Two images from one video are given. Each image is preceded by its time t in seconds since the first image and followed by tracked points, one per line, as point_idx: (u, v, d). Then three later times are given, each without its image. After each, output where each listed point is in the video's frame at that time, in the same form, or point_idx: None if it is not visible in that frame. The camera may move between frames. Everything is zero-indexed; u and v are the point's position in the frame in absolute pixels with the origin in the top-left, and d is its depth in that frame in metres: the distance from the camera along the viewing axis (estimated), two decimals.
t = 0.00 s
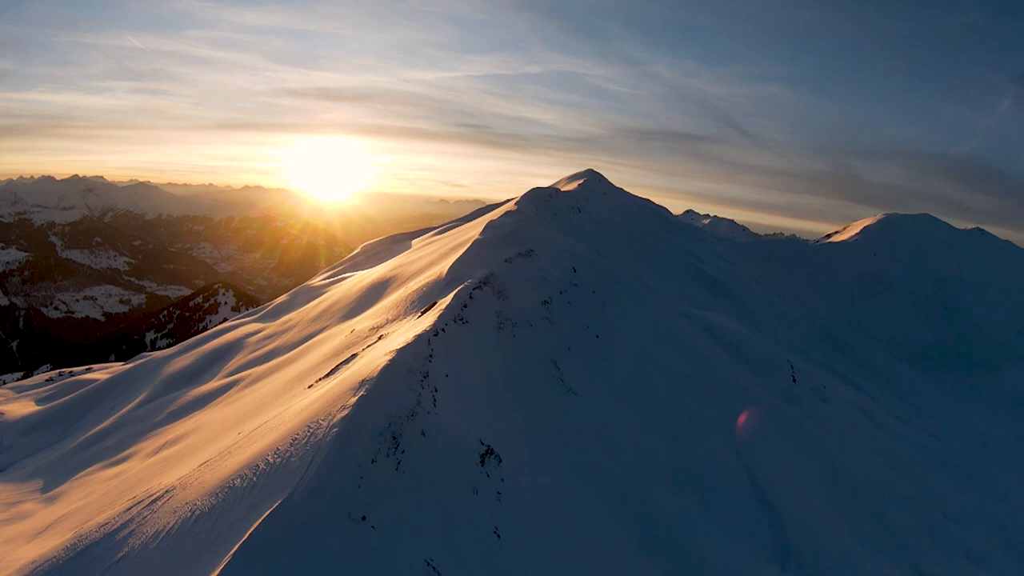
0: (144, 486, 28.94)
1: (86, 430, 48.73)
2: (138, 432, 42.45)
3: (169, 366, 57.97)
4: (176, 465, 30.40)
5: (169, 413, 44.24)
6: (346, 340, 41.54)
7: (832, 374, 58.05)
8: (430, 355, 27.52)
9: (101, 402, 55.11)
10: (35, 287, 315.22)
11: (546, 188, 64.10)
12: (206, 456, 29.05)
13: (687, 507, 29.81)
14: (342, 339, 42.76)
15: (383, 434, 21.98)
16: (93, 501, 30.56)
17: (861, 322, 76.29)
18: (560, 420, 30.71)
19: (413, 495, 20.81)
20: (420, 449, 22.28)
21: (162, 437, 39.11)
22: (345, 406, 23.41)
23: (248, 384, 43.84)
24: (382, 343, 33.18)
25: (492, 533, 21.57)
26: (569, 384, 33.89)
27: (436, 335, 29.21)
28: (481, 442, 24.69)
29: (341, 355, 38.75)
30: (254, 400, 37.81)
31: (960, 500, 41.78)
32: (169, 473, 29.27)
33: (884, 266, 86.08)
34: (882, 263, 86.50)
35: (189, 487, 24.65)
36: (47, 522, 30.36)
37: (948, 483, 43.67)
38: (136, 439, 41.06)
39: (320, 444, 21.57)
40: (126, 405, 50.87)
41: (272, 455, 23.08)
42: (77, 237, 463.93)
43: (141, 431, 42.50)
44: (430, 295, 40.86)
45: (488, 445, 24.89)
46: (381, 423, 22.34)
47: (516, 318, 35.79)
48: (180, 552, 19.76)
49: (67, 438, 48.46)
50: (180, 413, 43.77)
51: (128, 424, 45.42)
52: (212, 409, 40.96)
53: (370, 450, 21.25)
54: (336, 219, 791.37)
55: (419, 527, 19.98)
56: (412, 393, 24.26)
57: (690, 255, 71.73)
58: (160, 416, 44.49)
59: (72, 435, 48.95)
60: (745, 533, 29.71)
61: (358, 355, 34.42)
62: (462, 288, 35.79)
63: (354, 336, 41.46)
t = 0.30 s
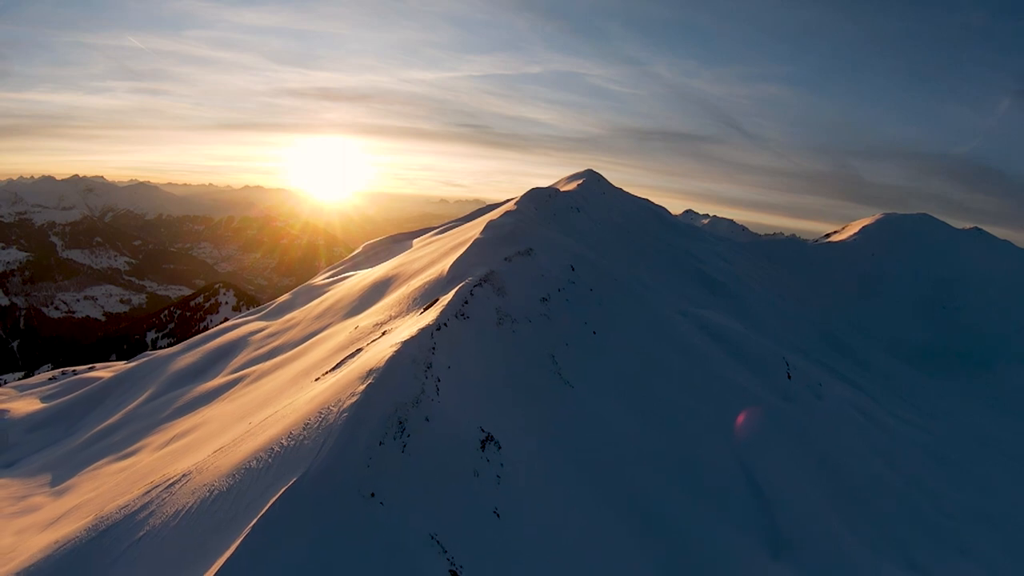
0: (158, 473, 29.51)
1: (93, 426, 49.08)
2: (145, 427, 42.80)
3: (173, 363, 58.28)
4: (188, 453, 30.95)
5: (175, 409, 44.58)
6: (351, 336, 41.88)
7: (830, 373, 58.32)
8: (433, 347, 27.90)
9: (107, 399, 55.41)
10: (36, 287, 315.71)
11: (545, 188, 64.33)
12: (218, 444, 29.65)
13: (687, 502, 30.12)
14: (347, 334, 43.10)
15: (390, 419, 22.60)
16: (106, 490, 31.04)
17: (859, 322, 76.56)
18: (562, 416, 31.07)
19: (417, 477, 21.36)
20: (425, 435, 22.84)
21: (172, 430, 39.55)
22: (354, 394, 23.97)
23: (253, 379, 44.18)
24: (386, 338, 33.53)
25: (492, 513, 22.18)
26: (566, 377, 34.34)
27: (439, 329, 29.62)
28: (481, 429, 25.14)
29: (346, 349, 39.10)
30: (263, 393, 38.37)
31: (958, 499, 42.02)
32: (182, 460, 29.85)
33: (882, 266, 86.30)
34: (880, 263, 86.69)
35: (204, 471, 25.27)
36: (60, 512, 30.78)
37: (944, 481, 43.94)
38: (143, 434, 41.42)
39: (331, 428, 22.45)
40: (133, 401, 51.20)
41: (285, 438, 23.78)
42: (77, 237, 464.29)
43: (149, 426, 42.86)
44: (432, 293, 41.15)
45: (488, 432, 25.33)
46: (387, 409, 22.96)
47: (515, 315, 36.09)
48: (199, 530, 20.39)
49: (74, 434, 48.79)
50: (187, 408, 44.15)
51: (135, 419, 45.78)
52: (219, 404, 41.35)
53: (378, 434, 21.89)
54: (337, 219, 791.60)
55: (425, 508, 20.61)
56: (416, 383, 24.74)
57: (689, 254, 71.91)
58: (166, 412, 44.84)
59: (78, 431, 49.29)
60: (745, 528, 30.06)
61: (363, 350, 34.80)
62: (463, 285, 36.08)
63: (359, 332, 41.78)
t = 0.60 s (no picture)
0: (167, 463, 29.73)
1: (98, 423, 49.23)
2: (150, 423, 43.00)
3: (178, 361, 58.46)
4: (197, 445, 31.18)
5: (181, 405, 44.77)
6: (356, 332, 42.06)
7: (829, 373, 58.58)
8: (435, 339, 28.17)
9: (111, 397, 55.57)
10: (36, 287, 315.84)
11: (545, 188, 64.52)
12: (228, 435, 29.88)
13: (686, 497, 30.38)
14: (352, 331, 43.27)
15: (395, 406, 22.95)
16: (117, 481, 31.23)
17: (858, 322, 76.78)
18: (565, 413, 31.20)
19: (421, 463, 21.67)
20: (428, 424, 23.15)
21: (179, 424, 39.79)
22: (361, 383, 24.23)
23: (258, 376, 44.35)
24: (389, 333, 33.71)
25: (492, 496, 22.63)
26: (563, 371, 34.60)
27: (441, 324, 29.85)
28: (481, 418, 25.49)
29: (351, 344, 39.30)
30: (269, 387, 38.57)
31: (955, 496, 42.27)
32: (192, 450, 30.08)
33: (880, 266, 86.48)
34: (879, 264, 86.86)
35: (217, 457, 25.46)
36: (70, 504, 31.02)
37: (941, 479, 44.20)
38: (149, 429, 41.65)
39: (342, 412, 22.60)
40: (139, 398, 51.36)
41: (296, 425, 23.92)
42: (78, 237, 464.47)
43: (155, 421, 43.07)
44: (433, 291, 41.33)
45: (488, 421, 25.69)
46: (392, 398, 23.25)
47: (514, 311, 36.30)
48: (214, 513, 20.56)
49: (79, 431, 48.97)
50: (192, 404, 44.35)
51: (140, 415, 45.98)
52: (226, 399, 41.57)
53: (383, 421, 22.19)
54: (337, 218, 791.46)
55: (429, 489, 20.98)
56: (419, 374, 25.03)
57: (688, 254, 72.10)
58: (171, 408, 45.03)
59: (83, 428, 49.48)
60: (742, 524, 30.33)
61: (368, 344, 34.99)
62: (464, 282, 36.26)
63: (363, 328, 41.94)
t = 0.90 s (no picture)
0: (176, 455, 29.97)
1: (104, 419, 49.45)
2: (156, 418, 43.27)
3: (182, 359, 58.68)
4: (204, 437, 31.40)
5: (187, 400, 45.05)
6: (360, 328, 42.28)
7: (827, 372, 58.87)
8: (437, 333, 28.50)
9: (116, 394, 55.81)
10: (37, 287, 315.97)
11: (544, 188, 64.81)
12: (237, 426, 30.11)
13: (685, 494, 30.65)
14: (356, 327, 43.49)
15: (400, 393, 23.30)
16: (128, 473, 31.48)
17: (857, 321, 77.07)
18: (566, 408, 31.49)
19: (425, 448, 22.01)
20: (431, 411, 23.52)
21: (187, 418, 40.06)
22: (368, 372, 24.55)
23: (263, 372, 44.58)
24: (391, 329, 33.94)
25: (492, 480, 23.02)
26: (560, 364, 34.88)
27: (443, 319, 30.16)
28: (481, 408, 25.87)
29: (356, 339, 39.52)
30: (274, 382, 38.78)
31: (953, 494, 42.55)
32: (199, 442, 30.29)
33: (879, 265, 86.78)
34: (877, 263, 87.14)
35: (231, 444, 25.73)
36: (81, 495, 31.29)
37: (939, 476, 44.53)
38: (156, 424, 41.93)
39: (348, 400, 22.93)
40: (144, 395, 51.57)
41: (306, 413, 24.16)
42: (78, 237, 464.61)
43: (163, 416, 43.38)
44: (434, 288, 41.55)
45: (488, 410, 26.08)
46: (398, 386, 23.58)
47: (514, 308, 36.53)
48: (228, 496, 20.82)
49: (85, 428, 49.20)
50: (198, 400, 44.63)
51: (147, 411, 46.27)
52: (232, 394, 41.84)
53: (389, 406, 22.51)
54: (337, 218, 791.43)
55: (433, 471, 21.40)
56: (423, 366, 25.36)
57: (687, 254, 72.43)
58: (178, 403, 45.32)
59: (89, 425, 49.70)
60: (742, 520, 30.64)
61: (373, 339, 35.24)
62: (465, 280, 36.50)
63: (367, 324, 42.16)
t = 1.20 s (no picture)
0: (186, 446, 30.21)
1: (109, 416, 49.63)
2: (162, 414, 43.49)
3: (186, 357, 58.83)
4: (212, 430, 31.63)
5: (193, 396, 45.31)
6: (364, 324, 42.46)
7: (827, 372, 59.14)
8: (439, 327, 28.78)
9: (120, 392, 55.96)
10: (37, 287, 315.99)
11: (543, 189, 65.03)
12: (245, 418, 30.32)
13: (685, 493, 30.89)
14: (359, 324, 43.62)
15: (404, 384, 23.59)
16: (137, 465, 31.72)
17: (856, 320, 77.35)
18: (566, 405, 31.76)
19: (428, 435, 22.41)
20: (434, 399, 23.93)
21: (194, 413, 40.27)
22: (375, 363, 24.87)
23: (268, 368, 44.75)
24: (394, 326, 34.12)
25: (492, 466, 23.56)
26: (556, 359, 35.13)
27: (445, 315, 30.42)
28: (482, 399, 26.27)
29: (360, 336, 39.69)
30: (280, 377, 38.97)
31: (952, 491, 42.90)
32: (208, 435, 30.52)
33: (878, 265, 87.04)
34: (876, 263, 87.40)
35: (243, 432, 26.03)
36: (91, 488, 31.52)
37: (937, 474, 44.89)
38: (162, 420, 42.17)
39: (354, 391, 23.22)
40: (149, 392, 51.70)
41: (315, 402, 24.41)
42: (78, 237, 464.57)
43: (170, 411, 43.62)
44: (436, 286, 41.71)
45: (488, 401, 26.47)
46: (402, 376, 23.93)
47: (514, 305, 36.73)
48: (242, 480, 21.08)
49: (89, 424, 49.37)
50: (203, 396, 44.86)
51: (154, 407, 46.50)
52: (237, 390, 42.03)
53: (394, 395, 22.89)
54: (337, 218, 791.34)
55: (435, 460, 21.77)
56: (426, 357, 25.72)
57: (687, 254, 72.72)
58: (184, 399, 45.57)
59: (94, 421, 49.88)
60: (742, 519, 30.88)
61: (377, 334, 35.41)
62: (465, 277, 36.65)
63: (371, 321, 42.33)
